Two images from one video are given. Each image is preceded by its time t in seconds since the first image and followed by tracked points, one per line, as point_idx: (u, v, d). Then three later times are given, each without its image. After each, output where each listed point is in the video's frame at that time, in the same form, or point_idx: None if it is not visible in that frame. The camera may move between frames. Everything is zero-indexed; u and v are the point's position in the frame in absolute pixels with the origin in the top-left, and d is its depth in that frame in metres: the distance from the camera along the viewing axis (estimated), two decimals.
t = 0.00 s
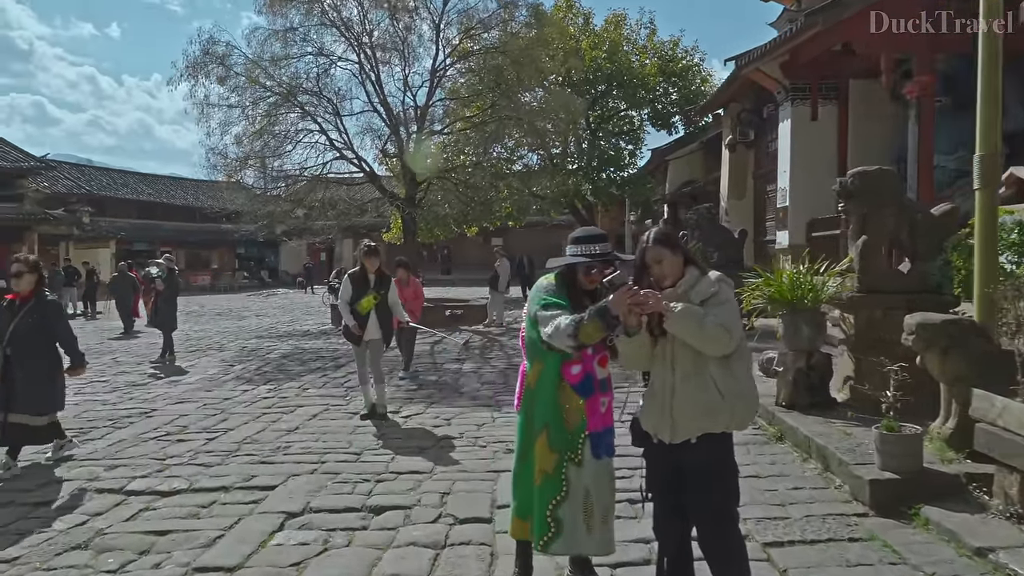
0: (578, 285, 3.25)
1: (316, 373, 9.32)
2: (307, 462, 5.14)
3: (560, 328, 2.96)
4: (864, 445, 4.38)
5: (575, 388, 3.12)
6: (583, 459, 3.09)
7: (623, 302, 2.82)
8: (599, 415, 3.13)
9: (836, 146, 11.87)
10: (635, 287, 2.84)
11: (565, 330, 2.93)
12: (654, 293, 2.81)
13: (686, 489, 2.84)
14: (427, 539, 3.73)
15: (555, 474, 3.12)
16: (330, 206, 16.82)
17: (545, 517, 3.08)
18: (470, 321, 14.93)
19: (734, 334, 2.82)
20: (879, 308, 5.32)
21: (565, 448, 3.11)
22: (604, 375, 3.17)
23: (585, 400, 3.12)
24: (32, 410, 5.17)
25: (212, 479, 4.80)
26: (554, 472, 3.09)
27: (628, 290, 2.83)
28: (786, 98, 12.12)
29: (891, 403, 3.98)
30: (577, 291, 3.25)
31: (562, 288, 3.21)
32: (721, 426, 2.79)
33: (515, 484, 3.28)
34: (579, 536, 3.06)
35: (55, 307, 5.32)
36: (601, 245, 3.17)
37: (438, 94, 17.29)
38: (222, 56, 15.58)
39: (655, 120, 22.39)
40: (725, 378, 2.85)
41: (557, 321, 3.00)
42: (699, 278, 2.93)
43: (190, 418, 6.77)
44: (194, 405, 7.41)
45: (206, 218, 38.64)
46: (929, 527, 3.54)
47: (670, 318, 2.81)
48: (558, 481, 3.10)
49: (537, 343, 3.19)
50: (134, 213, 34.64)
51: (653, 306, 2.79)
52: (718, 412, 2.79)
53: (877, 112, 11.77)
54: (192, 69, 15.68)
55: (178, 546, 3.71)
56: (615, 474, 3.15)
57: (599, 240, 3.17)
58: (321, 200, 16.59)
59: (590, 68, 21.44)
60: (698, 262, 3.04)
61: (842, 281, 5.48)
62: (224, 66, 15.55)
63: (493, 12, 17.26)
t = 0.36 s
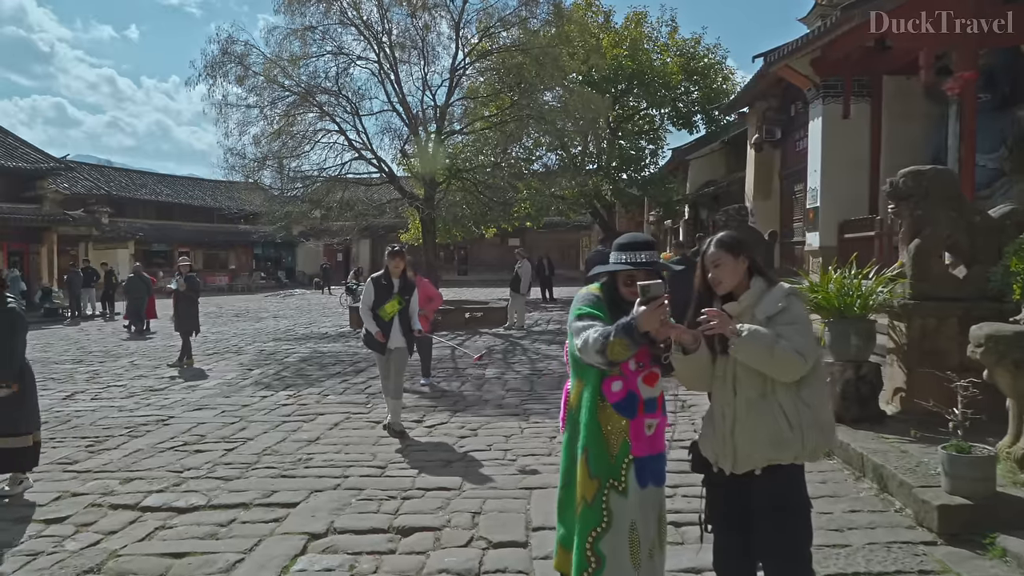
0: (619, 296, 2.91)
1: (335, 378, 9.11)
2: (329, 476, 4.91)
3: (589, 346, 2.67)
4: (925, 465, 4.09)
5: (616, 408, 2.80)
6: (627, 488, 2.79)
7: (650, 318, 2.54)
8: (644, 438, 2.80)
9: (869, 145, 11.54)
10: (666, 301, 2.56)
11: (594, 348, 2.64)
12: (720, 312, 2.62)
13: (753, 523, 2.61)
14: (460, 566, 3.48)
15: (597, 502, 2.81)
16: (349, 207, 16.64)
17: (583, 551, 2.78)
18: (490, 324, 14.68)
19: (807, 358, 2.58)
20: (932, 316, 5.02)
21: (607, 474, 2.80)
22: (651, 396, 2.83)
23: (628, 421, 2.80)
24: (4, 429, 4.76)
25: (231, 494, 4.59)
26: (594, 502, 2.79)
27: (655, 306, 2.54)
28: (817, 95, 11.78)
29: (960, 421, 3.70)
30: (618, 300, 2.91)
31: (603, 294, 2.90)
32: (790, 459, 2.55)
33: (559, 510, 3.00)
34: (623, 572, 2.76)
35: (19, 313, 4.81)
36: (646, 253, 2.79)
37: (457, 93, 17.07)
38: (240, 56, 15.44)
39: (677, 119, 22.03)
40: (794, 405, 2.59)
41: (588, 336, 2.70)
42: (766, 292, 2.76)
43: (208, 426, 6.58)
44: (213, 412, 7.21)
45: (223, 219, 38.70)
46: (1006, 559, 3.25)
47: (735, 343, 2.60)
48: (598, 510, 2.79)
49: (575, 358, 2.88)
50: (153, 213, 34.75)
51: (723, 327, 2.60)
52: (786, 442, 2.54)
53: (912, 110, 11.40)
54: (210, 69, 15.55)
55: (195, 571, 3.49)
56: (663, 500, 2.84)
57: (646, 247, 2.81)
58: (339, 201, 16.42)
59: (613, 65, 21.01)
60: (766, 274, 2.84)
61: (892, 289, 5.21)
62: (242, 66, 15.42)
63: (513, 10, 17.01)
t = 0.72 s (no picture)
0: (649, 294, 2.51)
1: (342, 380, 8.87)
2: (336, 485, 4.65)
3: (607, 348, 2.36)
4: (976, 476, 3.79)
5: (635, 414, 2.41)
6: (644, 504, 2.40)
7: (675, 325, 2.22)
8: (668, 450, 2.40)
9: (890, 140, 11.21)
10: (695, 306, 2.23)
11: (612, 350, 2.33)
12: (767, 324, 2.30)
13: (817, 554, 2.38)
14: None
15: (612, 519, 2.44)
16: (356, 205, 16.41)
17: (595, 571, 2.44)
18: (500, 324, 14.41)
19: (870, 365, 2.30)
20: (974, 317, 4.73)
21: (621, 488, 2.42)
22: (679, 404, 2.40)
23: (649, 430, 2.40)
24: None
25: (232, 505, 4.33)
26: (607, 518, 2.42)
27: (684, 311, 2.22)
28: (836, 89, 11.46)
29: (1017, 430, 3.42)
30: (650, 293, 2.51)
31: (632, 288, 2.52)
32: (853, 477, 2.30)
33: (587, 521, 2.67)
34: None
35: None
36: (679, 249, 2.43)
37: (466, 90, 16.83)
38: (246, 51, 15.21)
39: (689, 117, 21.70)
40: (853, 415, 2.33)
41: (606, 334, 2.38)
42: (812, 290, 2.48)
43: (211, 430, 6.33)
44: (216, 415, 6.97)
45: (231, 219, 38.58)
46: None
47: (784, 357, 2.32)
48: (611, 528, 2.43)
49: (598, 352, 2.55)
50: (161, 213, 34.68)
51: (768, 339, 2.28)
52: (847, 460, 2.29)
53: (935, 105, 11.05)
54: (216, 65, 15.31)
55: None
56: (691, 523, 2.43)
57: (680, 241, 2.44)
58: (347, 199, 16.19)
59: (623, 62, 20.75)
60: (812, 269, 2.54)
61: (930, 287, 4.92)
62: (249, 62, 15.21)
63: (522, 5, 16.72)
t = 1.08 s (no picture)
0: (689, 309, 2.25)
1: (348, 386, 8.64)
2: (340, 503, 4.40)
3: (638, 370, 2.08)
4: None
5: (671, 441, 2.14)
6: (680, 541, 2.12)
7: (716, 345, 1.93)
8: (709, 482, 2.12)
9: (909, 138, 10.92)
10: (739, 324, 1.94)
11: (644, 373, 2.05)
12: (812, 356, 2.07)
13: None
14: None
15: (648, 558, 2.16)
16: (361, 205, 16.18)
17: None
18: (508, 326, 14.16)
19: (933, 394, 2.01)
20: (1016, 324, 4.43)
21: (657, 523, 2.15)
22: (722, 432, 2.13)
23: (688, 460, 2.13)
24: None
25: (230, 525, 4.08)
26: (640, 556, 2.15)
27: (726, 329, 1.93)
28: (853, 87, 11.18)
29: None
30: (689, 309, 2.24)
31: (668, 301, 2.26)
32: (917, 519, 2.06)
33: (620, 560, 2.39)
34: None
35: None
36: (722, 260, 2.18)
37: (472, 88, 16.58)
38: (250, 49, 14.99)
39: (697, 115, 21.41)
40: (912, 449, 2.07)
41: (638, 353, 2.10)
42: (854, 307, 2.15)
43: (210, 441, 6.10)
44: (217, 424, 6.73)
45: (236, 218, 38.43)
46: None
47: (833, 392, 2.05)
48: (647, 568, 2.15)
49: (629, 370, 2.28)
50: (165, 213, 34.54)
51: (817, 374, 2.05)
52: (908, 501, 2.05)
53: (956, 102, 10.73)
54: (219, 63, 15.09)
55: None
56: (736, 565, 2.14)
57: (722, 252, 2.19)
58: (352, 199, 15.97)
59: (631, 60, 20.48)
60: (853, 280, 2.22)
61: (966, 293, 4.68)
62: (253, 60, 15.00)
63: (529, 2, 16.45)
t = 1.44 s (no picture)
0: (765, 311, 2.03)
1: (358, 388, 8.40)
2: (355, 515, 4.16)
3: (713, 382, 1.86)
4: None
5: (746, 462, 1.91)
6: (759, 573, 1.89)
7: (808, 357, 1.71)
8: (791, 509, 1.88)
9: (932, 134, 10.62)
10: (835, 332, 1.71)
11: (720, 385, 1.83)
12: (902, 368, 1.81)
13: None
14: None
15: None
16: (368, 204, 15.94)
17: None
18: (518, 326, 13.90)
19: None
20: None
21: (733, 554, 1.91)
22: (804, 451, 1.90)
23: (766, 484, 1.89)
24: None
25: (240, 539, 3.84)
26: None
27: (821, 337, 1.70)
28: (875, 81, 10.89)
29: None
30: (765, 312, 2.03)
31: (740, 303, 2.04)
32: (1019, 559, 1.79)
33: None
34: None
35: None
36: (803, 256, 1.97)
37: (481, 85, 16.31)
38: (256, 44, 14.74)
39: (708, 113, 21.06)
40: (1016, 479, 1.80)
41: (712, 363, 1.87)
42: (952, 311, 1.87)
43: (217, 446, 5.87)
44: (224, 429, 6.48)
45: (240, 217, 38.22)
46: None
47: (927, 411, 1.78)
48: None
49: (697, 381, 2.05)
50: (170, 212, 34.37)
51: (906, 390, 1.78)
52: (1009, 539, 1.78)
53: (980, 97, 10.39)
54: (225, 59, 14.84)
55: None
56: None
57: (803, 246, 1.98)
58: (359, 197, 15.72)
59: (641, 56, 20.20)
60: (951, 282, 1.94)
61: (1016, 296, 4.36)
62: (259, 55, 14.75)
63: None
